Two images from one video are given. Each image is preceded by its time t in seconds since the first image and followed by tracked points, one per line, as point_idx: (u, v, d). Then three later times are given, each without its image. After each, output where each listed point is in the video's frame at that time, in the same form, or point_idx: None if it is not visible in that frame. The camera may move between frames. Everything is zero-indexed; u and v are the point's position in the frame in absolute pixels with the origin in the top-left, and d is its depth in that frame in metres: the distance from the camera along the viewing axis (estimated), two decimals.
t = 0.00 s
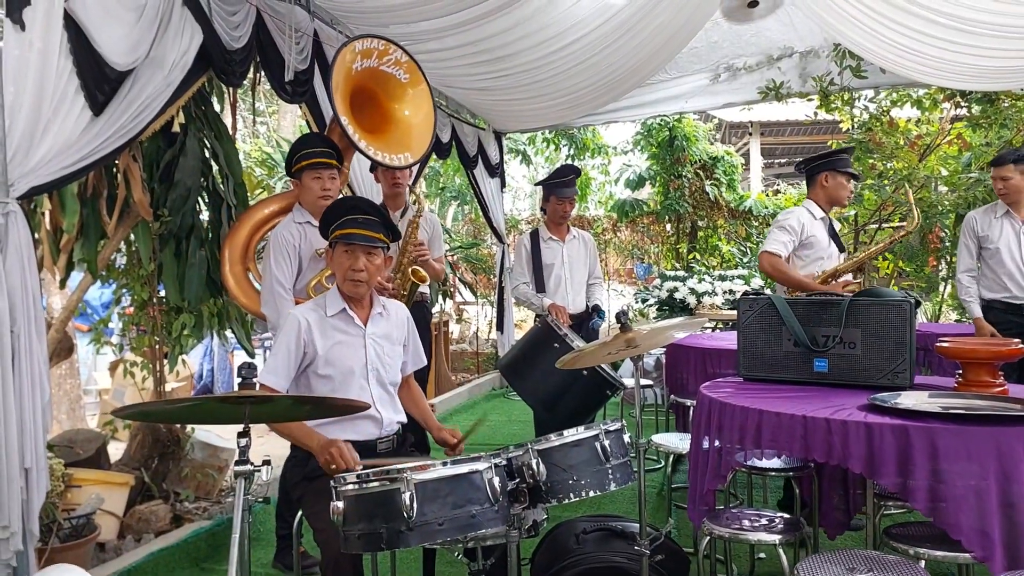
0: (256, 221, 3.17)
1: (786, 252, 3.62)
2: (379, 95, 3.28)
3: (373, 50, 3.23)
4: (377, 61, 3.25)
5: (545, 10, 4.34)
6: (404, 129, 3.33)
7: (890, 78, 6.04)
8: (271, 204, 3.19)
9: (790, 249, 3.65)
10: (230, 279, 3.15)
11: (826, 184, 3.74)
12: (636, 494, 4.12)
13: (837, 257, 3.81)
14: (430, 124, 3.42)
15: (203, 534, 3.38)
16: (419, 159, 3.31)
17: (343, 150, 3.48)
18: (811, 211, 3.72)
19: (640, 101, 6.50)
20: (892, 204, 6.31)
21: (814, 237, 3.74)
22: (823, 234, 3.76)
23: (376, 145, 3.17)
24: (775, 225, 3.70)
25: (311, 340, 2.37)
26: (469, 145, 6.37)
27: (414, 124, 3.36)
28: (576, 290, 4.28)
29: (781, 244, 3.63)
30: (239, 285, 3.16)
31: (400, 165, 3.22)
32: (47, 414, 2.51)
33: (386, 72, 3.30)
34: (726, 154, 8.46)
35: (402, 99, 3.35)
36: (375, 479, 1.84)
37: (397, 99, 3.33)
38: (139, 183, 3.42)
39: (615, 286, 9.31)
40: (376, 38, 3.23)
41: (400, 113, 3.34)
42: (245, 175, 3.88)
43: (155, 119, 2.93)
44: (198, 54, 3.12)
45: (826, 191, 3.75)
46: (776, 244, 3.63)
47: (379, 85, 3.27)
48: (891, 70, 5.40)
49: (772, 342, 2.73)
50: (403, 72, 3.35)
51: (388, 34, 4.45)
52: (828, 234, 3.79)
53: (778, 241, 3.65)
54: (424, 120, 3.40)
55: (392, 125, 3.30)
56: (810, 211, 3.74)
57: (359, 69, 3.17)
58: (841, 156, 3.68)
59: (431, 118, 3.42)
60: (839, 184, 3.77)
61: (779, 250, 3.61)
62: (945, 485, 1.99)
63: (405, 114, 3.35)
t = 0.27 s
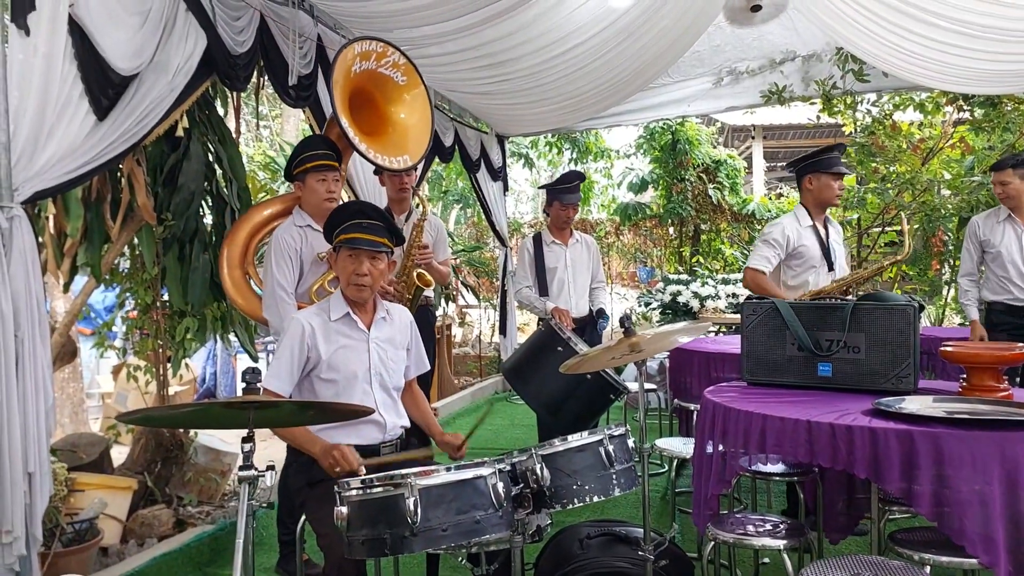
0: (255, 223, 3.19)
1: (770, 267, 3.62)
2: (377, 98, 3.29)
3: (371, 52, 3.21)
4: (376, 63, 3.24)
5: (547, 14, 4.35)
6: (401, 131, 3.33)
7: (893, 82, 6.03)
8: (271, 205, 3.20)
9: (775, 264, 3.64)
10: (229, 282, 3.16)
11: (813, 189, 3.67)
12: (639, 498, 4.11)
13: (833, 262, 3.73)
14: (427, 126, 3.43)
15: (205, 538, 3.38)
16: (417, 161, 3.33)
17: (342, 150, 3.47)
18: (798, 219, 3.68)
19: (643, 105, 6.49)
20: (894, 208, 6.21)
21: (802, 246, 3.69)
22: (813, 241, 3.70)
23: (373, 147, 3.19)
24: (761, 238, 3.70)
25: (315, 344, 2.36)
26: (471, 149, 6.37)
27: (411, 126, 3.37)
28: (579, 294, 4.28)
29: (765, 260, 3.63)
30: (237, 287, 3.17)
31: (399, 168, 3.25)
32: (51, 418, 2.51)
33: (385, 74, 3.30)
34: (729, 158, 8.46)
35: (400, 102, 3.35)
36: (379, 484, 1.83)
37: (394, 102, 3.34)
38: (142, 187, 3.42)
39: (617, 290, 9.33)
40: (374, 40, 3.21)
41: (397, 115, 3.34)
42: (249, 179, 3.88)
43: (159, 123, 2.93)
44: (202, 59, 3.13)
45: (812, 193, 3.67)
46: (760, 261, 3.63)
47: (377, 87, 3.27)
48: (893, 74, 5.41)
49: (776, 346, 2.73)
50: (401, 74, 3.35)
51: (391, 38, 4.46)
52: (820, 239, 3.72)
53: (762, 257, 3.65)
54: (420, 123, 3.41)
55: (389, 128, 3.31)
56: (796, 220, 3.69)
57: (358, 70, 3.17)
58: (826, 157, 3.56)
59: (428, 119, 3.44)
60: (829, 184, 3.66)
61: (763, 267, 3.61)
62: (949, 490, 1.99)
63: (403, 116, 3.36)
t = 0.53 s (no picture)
0: (253, 225, 3.18)
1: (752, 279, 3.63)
2: (376, 100, 3.29)
3: (372, 54, 3.22)
4: (376, 65, 3.25)
5: (550, 18, 4.36)
6: (399, 134, 3.34)
7: (896, 86, 6.03)
8: (270, 206, 3.19)
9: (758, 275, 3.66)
10: (226, 285, 3.14)
11: (793, 196, 3.66)
12: (643, 502, 4.10)
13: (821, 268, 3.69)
14: (426, 129, 3.44)
15: (208, 542, 3.38)
16: (417, 164, 3.35)
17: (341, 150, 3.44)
18: (780, 228, 3.69)
19: (646, 109, 6.49)
20: (898, 212, 6.28)
21: (786, 254, 3.69)
22: (798, 248, 3.69)
23: (373, 149, 3.20)
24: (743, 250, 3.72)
25: (318, 348, 2.36)
26: (475, 153, 6.37)
27: (409, 129, 3.38)
28: (583, 298, 4.27)
29: (747, 271, 3.65)
30: (234, 290, 3.15)
31: (399, 171, 3.26)
32: (54, 421, 2.51)
33: (384, 77, 3.30)
34: (733, 162, 8.45)
35: (399, 105, 3.36)
36: (381, 489, 1.82)
37: (393, 104, 3.34)
38: (145, 192, 3.43)
39: (621, 294, 9.33)
40: (375, 42, 3.22)
41: (396, 118, 3.35)
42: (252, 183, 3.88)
43: (162, 127, 2.94)
44: (205, 63, 3.14)
45: (794, 199, 3.66)
46: (741, 273, 3.66)
47: (377, 89, 3.28)
48: (897, 77, 5.41)
49: (779, 351, 2.72)
50: (400, 77, 3.36)
51: (394, 42, 4.46)
52: (805, 246, 3.69)
53: (745, 269, 3.67)
54: (419, 126, 3.42)
55: (388, 131, 3.31)
56: (779, 229, 3.71)
57: (358, 72, 3.17)
58: (800, 162, 3.55)
59: (427, 122, 3.45)
60: (809, 188, 3.64)
61: (745, 280, 3.64)
62: (954, 495, 1.98)
63: (401, 119, 3.37)
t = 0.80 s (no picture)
0: (254, 226, 3.18)
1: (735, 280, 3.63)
2: (377, 103, 3.29)
3: (375, 58, 3.22)
4: (379, 69, 3.25)
5: (554, 22, 4.36)
6: (400, 139, 3.35)
7: (901, 88, 6.02)
8: (272, 207, 3.20)
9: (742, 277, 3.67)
10: (226, 288, 3.15)
11: (779, 199, 3.58)
12: (647, 507, 4.09)
13: (811, 271, 3.65)
14: (426, 134, 3.45)
15: (212, 546, 3.38)
16: (417, 169, 3.36)
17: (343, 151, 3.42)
18: (770, 231, 3.66)
19: (650, 112, 6.49)
20: (903, 216, 6.28)
21: (774, 257, 3.66)
22: (786, 251, 3.65)
23: (374, 153, 3.20)
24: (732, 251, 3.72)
25: (322, 352, 2.36)
26: (479, 156, 6.37)
27: (410, 134, 3.38)
28: (586, 302, 4.27)
29: (730, 272, 3.65)
30: (234, 293, 3.16)
31: (400, 175, 3.26)
32: (58, 425, 2.51)
33: (387, 80, 3.31)
34: (737, 165, 8.45)
35: (401, 109, 3.36)
36: (383, 494, 1.83)
37: (394, 109, 3.35)
38: (150, 197, 3.44)
39: (624, 297, 9.32)
40: (378, 46, 3.22)
41: (397, 122, 3.35)
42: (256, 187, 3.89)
43: (166, 131, 2.94)
44: (209, 67, 3.15)
45: (783, 199, 3.56)
46: (725, 273, 3.67)
47: (378, 93, 3.28)
48: (901, 80, 5.39)
49: (783, 355, 2.71)
50: (402, 81, 3.36)
51: (398, 46, 4.47)
52: (793, 249, 3.64)
53: (730, 270, 3.68)
54: (419, 131, 3.43)
55: (389, 135, 3.32)
56: (769, 232, 3.67)
57: (361, 75, 3.17)
58: (781, 165, 3.45)
59: (428, 126, 3.46)
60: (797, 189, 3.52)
61: (728, 281, 3.66)
62: (959, 500, 1.97)
63: (402, 124, 3.37)
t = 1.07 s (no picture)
0: (276, 233, 3.20)
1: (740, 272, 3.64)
2: (397, 112, 3.31)
3: (395, 67, 3.24)
4: (400, 78, 3.27)
5: (575, 27, 4.35)
6: (420, 148, 3.35)
7: (928, 90, 5.93)
8: (295, 215, 3.23)
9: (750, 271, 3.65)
10: (248, 295, 3.18)
11: (795, 204, 3.51)
12: (671, 514, 4.06)
13: (829, 279, 3.50)
14: (445, 142, 3.46)
15: (237, 552, 3.40)
16: (437, 177, 3.36)
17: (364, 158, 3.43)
18: (788, 234, 3.54)
19: (671, 116, 6.46)
20: (931, 218, 6.13)
21: (789, 262, 3.55)
22: (803, 256, 3.52)
23: (395, 161, 3.21)
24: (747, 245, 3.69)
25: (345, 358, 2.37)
26: (500, 162, 6.38)
27: (429, 142, 3.39)
28: (609, 308, 4.24)
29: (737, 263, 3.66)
30: (256, 300, 3.19)
31: (420, 183, 3.25)
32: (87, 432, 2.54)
33: (407, 89, 3.32)
34: (760, 169, 8.38)
35: (420, 117, 3.38)
36: (406, 502, 1.82)
37: (413, 117, 3.36)
38: (176, 206, 3.47)
39: (647, 302, 9.28)
40: (399, 55, 3.24)
41: (416, 131, 3.37)
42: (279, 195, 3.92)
43: (192, 141, 2.98)
44: (233, 77, 3.19)
45: (800, 202, 3.48)
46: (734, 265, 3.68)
47: (398, 102, 3.29)
48: (927, 82, 5.32)
49: (809, 362, 2.68)
50: (422, 90, 3.37)
51: (419, 54, 4.49)
52: (810, 254, 3.50)
53: (740, 262, 3.67)
54: (438, 139, 3.43)
55: (408, 143, 3.33)
56: (787, 234, 3.55)
57: (382, 84, 3.19)
58: (798, 169, 3.37)
59: (448, 135, 3.47)
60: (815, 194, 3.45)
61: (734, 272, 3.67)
62: (990, 511, 1.93)
63: (420, 132, 3.38)
